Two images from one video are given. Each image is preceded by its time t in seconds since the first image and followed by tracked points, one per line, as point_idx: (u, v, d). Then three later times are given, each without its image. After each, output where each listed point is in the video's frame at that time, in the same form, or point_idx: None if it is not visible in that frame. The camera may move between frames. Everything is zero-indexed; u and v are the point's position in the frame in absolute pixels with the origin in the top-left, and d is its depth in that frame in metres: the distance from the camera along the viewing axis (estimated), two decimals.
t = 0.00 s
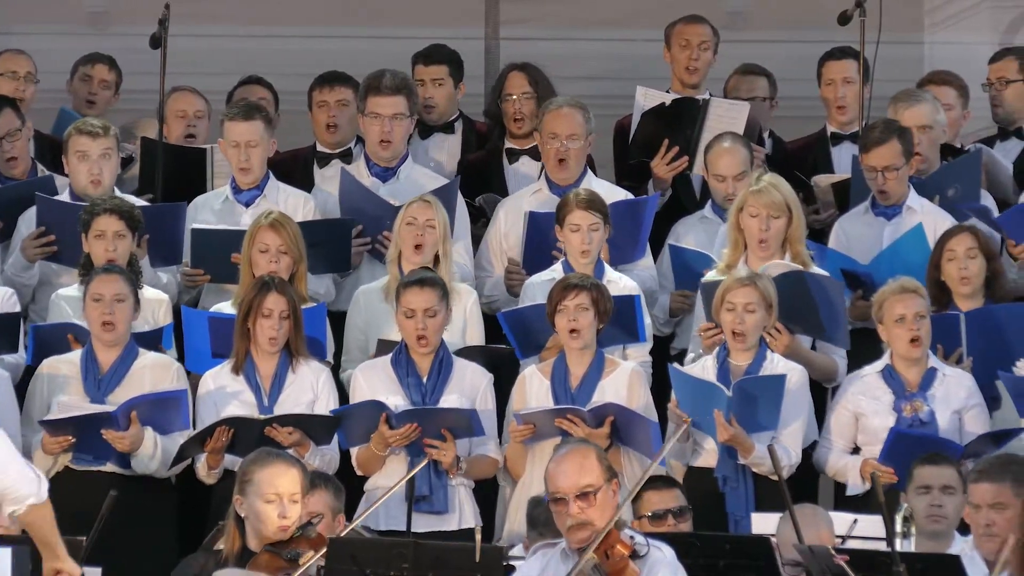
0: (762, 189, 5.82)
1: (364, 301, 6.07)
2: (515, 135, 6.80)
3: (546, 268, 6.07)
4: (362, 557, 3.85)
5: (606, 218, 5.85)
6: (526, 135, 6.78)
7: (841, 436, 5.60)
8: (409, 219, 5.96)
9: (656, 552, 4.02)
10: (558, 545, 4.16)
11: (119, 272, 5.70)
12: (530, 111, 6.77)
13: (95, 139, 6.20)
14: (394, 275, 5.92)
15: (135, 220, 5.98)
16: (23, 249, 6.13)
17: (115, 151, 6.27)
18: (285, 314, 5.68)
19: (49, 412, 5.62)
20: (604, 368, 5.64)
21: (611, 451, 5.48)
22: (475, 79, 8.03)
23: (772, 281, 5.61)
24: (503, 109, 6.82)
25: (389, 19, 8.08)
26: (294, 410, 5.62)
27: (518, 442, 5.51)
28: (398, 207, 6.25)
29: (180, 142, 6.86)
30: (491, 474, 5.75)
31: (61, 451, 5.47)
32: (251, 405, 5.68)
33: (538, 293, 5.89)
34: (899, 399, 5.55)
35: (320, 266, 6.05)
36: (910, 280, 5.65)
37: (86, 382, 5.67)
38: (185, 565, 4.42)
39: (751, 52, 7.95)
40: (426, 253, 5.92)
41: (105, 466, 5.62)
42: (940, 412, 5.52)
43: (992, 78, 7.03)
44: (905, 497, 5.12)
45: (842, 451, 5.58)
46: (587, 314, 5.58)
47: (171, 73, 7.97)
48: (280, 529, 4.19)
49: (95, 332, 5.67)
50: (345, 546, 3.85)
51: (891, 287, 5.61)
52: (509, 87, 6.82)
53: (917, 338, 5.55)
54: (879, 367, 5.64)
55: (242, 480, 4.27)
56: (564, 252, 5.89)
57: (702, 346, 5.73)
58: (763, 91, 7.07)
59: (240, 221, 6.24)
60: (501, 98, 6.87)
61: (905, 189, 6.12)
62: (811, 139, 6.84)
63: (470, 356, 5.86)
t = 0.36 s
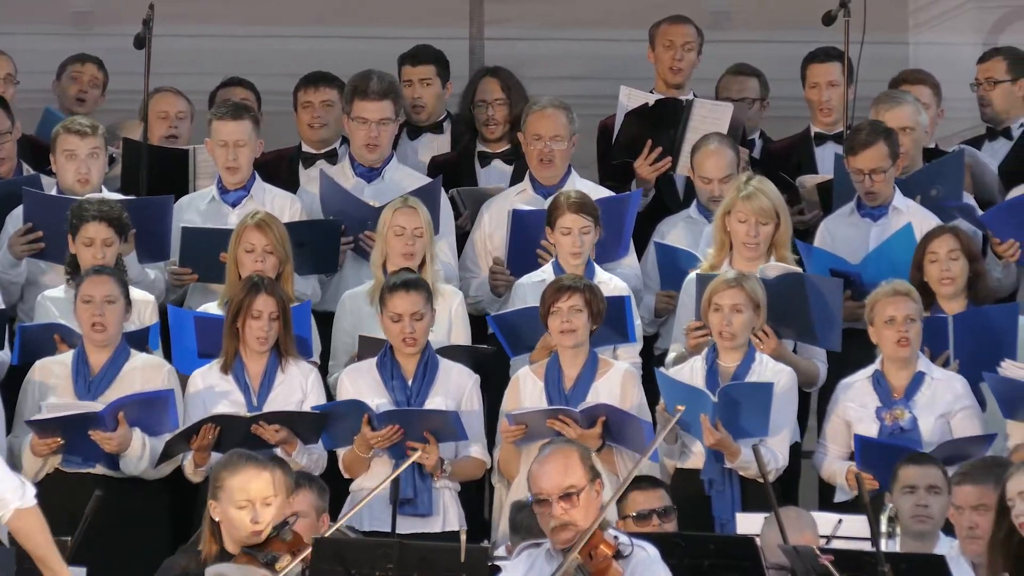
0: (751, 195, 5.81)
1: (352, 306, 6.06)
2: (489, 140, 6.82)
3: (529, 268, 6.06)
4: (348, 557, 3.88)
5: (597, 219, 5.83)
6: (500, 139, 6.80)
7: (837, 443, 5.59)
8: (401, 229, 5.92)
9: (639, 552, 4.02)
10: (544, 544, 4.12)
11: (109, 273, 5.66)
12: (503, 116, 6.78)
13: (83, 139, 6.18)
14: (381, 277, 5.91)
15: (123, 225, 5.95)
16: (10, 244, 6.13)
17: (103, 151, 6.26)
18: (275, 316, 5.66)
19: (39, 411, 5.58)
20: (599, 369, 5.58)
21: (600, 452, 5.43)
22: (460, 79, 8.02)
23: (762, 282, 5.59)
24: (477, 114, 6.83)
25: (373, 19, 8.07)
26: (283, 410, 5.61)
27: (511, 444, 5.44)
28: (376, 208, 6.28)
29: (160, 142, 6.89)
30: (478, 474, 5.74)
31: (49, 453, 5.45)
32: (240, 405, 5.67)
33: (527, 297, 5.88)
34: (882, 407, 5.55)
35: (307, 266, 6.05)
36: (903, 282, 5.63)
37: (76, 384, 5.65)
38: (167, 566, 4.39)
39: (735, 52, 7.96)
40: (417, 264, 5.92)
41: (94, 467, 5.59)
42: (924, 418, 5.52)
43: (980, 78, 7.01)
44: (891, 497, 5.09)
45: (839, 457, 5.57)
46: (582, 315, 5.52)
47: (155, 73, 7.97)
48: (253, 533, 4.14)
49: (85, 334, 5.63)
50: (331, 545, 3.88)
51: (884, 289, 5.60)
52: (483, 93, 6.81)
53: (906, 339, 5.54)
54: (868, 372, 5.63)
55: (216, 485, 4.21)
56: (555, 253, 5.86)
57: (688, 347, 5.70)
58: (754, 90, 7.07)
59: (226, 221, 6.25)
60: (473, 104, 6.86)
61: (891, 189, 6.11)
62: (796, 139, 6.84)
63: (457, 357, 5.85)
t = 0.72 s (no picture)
0: (738, 190, 5.81)
1: (344, 304, 6.06)
2: (487, 140, 6.82)
3: (515, 269, 6.05)
4: (333, 557, 3.93)
5: (585, 219, 5.83)
6: (497, 139, 6.80)
7: (816, 440, 5.59)
8: (398, 233, 5.90)
9: (626, 550, 3.97)
10: (530, 544, 4.10)
11: (93, 276, 5.64)
12: (503, 116, 6.80)
13: (74, 140, 6.19)
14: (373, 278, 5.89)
15: (112, 227, 5.94)
16: None
17: (93, 152, 6.25)
18: (264, 318, 5.66)
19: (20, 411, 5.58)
20: (583, 370, 5.57)
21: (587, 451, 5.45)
22: (447, 79, 8.03)
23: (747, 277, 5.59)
24: (475, 114, 6.83)
25: (359, 19, 8.08)
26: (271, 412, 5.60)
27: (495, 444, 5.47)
28: (364, 208, 6.32)
29: (153, 142, 6.89)
30: (465, 474, 5.74)
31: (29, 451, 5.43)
32: (227, 405, 5.66)
33: (513, 294, 5.90)
34: (861, 401, 5.56)
35: (298, 266, 6.04)
36: (886, 279, 5.64)
37: (58, 383, 5.65)
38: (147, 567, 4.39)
39: (721, 52, 7.97)
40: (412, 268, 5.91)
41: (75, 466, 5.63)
42: (903, 413, 5.52)
43: (968, 78, 7.00)
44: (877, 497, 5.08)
45: (817, 454, 5.57)
46: (566, 314, 5.52)
47: (141, 74, 7.98)
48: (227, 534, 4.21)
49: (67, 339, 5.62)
50: (314, 546, 3.93)
51: (866, 284, 5.60)
52: (481, 92, 6.83)
53: (886, 337, 5.55)
54: (848, 368, 5.65)
55: (187, 487, 4.32)
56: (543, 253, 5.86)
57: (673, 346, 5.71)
58: (749, 90, 7.08)
59: (219, 221, 6.25)
60: (471, 103, 6.87)
61: (877, 188, 6.11)
62: (784, 138, 6.84)
63: (445, 357, 5.85)
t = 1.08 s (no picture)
0: (722, 188, 5.81)
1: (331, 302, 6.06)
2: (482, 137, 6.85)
3: (501, 268, 6.07)
4: (320, 558, 3.87)
5: (567, 220, 5.83)
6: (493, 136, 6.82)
7: (785, 437, 5.61)
8: (384, 233, 5.89)
9: (613, 550, 3.93)
10: (517, 544, 4.07)
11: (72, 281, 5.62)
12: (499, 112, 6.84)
13: (57, 137, 6.18)
14: (361, 279, 5.88)
15: (97, 227, 5.93)
16: None
17: (77, 149, 6.26)
18: (252, 316, 5.65)
19: None
20: (564, 368, 5.57)
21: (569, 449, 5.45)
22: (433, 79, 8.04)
23: (727, 271, 5.58)
24: (472, 110, 6.88)
25: (346, 18, 8.09)
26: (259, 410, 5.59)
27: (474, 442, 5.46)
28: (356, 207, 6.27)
29: (141, 140, 6.89)
30: (448, 475, 5.75)
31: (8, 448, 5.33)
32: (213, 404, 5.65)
33: (493, 294, 5.89)
34: (845, 402, 5.55)
35: (286, 266, 6.03)
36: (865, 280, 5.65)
37: (34, 383, 5.64)
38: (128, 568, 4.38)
39: (707, 52, 7.99)
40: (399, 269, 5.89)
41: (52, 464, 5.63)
42: (886, 416, 5.52)
43: (954, 77, 7.01)
44: (863, 497, 5.08)
45: (786, 452, 5.58)
46: (547, 314, 5.51)
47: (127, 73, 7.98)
48: (207, 534, 4.19)
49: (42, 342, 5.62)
50: (301, 547, 3.87)
51: (847, 287, 5.60)
52: (477, 89, 6.89)
53: (870, 337, 5.54)
54: (827, 368, 5.63)
55: (167, 489, 4.27)
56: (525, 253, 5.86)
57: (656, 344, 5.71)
58: (738, 89, 7.07)
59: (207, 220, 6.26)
60: (467, 99, 6.92)
61: (861, 187, 6.11)
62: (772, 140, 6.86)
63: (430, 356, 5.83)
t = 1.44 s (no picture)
0: (701, 190, 5.80)
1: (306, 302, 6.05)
2: (459, 137, 6.84)
3: (486, 268, 6.08)
4: (305, 558, 3.86)
5: (549, 219, 5.84)
6: (470, 137, 6.82)
7: (777, 438, 5.58)
8: (365, 238, 5.89)
9: (597, 551, 3.94)
10: (501, 543, 4.06)
11: (54, 279, 5.63)
12: (475, 113, 6.81)
13: (35, 141, 6.18)
14: (341, 282, 5.88)
15: (81, 229, 5.94)
16: None
17: (55, 153, 6.26)
18: (231, 311, 5.64)
19: None
20: (548, 367, 5.58)
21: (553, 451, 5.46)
22: (418, 79, 8.05)
23: (712, 271, 5.56)
24: (448, 111, 6.88)
25: (331, 18, 8.09)
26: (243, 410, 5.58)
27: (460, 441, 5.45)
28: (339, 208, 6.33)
29: (124, 142, 6.90)
30: (431, 476, 5.76)
31: None
32: (199, 405, 5.64)
33: (478, 295, 5.88)
34: (838, 401, 5.54)
35: (266, 266, 6.02)
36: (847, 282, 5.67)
37: (18, 383, 5.63)
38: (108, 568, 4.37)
39: (691, 51, 7.99)
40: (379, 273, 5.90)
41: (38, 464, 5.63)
42: (879, 414, 5.52)
43: (938, 77, 7.02)
44: (848, 497, 5.06)
45: (779, 452, 5.56)
46: (530, 314, 5.52)
47: (111, 73, 7.98)
48: (187, 534, 4.17)
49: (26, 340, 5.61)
50: (285, 547, 3.86)
51: (828, 290, 5.63)
52: (453, 90, 6.87)
53: (856, 341, 5.55)
54: (817, 369, 5.62)
55: (147, 489, 4.26)
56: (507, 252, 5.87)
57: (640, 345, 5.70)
58: (710, 91, 7.08)
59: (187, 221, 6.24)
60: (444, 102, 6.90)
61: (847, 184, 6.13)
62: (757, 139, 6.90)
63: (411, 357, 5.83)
